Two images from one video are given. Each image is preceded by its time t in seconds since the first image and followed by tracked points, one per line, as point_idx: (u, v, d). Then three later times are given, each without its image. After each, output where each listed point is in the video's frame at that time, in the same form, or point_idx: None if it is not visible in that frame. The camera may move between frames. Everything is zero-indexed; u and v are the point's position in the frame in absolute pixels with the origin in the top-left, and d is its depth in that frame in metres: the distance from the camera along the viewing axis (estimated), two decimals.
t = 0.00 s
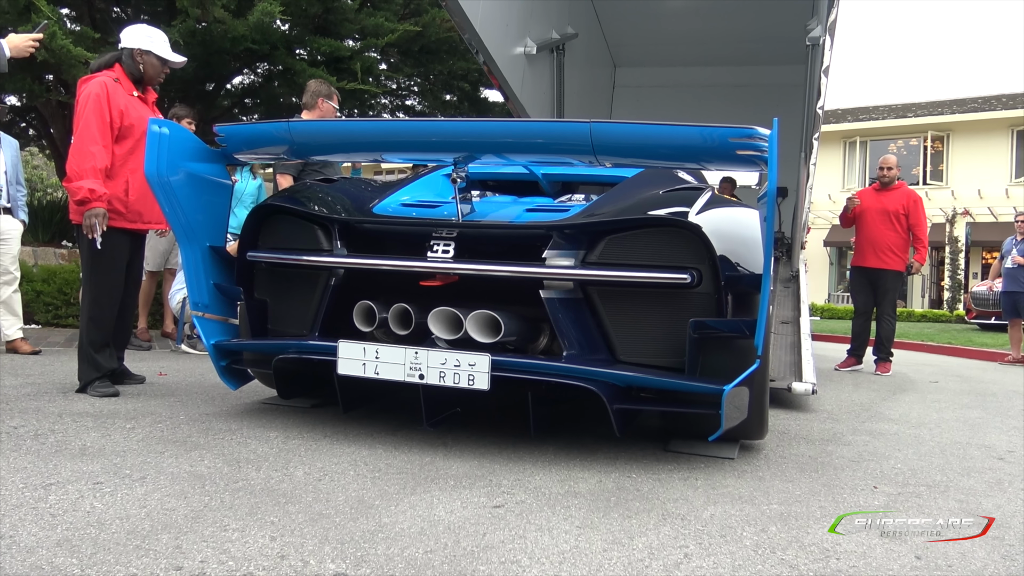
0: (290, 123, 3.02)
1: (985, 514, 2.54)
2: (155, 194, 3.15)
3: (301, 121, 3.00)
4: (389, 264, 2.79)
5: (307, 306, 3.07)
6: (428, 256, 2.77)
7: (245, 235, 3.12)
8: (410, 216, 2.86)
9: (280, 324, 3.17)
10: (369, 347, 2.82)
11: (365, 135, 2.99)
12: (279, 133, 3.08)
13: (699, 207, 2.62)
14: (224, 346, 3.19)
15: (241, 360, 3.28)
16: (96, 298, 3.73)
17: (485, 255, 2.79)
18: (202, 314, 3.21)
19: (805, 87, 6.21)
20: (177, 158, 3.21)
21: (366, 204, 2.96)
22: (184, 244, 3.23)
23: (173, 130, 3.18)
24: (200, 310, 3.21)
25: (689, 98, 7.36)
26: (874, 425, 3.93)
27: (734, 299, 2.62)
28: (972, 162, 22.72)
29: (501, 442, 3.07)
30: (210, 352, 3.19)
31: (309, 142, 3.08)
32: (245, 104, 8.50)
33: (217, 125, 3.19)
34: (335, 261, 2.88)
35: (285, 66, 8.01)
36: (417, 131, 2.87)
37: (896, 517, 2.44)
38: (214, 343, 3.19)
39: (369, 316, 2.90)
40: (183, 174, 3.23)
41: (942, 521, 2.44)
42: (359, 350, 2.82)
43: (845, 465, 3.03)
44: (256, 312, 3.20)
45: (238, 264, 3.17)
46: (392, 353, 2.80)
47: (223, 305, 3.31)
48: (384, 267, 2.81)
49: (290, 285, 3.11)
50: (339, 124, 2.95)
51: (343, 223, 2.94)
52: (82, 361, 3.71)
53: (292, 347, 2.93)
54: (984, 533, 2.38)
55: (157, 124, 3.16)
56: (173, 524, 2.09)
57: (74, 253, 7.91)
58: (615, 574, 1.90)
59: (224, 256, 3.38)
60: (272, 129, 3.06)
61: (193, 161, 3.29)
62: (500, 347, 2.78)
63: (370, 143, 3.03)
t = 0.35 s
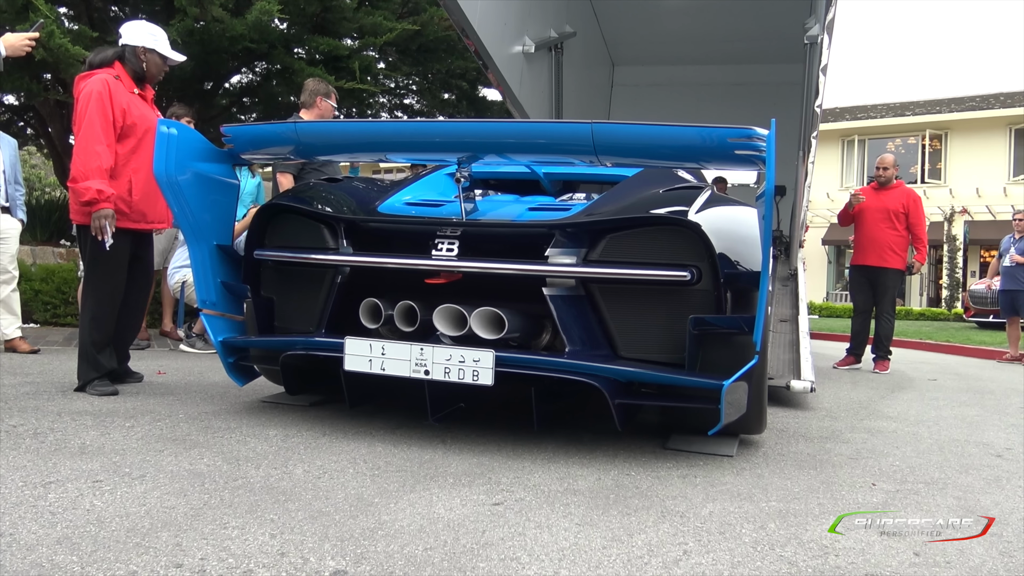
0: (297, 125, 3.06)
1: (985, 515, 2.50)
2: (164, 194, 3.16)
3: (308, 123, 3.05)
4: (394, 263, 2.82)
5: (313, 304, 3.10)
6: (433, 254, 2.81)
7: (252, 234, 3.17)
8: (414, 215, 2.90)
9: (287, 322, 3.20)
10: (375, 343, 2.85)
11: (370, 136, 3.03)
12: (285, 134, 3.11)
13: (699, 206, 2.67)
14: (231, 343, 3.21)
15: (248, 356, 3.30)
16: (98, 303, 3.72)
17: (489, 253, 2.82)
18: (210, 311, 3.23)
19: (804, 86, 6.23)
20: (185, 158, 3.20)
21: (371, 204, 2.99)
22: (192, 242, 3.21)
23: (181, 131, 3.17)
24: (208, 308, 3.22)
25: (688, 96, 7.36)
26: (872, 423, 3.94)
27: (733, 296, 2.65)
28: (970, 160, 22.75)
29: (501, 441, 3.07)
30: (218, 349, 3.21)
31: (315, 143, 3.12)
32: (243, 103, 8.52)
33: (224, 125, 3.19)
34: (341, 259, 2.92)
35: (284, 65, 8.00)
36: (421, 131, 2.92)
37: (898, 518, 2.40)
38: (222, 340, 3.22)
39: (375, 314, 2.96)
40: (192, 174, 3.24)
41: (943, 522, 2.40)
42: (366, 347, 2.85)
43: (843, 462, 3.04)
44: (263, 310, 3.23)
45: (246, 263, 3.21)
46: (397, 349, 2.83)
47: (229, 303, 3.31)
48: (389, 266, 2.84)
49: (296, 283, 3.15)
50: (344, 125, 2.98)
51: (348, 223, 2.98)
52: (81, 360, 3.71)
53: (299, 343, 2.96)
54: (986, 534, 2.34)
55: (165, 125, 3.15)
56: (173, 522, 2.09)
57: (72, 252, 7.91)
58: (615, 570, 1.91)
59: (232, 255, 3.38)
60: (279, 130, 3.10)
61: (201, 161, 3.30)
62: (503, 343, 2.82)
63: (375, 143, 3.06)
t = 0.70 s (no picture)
0: (308, 122, 3.06)
1: (984, 514, 2.51)
2: (176, 189, 3.16)
3: (318, 120, 3.05)
4: (403, 259, 2.83)
5: (322, 298, 3.11)
6: (440, 250, 2.82)
7: (262, 229, 3.18)
8: (423, 211, 2.91)
9: (296, 316, 3.20)
10: (384, 337, 2.88)
11: (378, 133, 3.04)
12: (295, 131, 3.12)
13: (703, 204, 2.69)
14: (241, 336, 3.24)
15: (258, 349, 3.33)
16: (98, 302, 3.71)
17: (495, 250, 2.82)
18: (220, 305, 3.24)
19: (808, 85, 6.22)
20: (198, 155, 3.21)
21: (379, 200, 3.01)
22: (203, 237, 3.25)
23: (194, 128, 3.17)
24: (219, 301, 3.23)
25: (691, 94, 7.35)
26: (873, 423, 3.93)
27: (735, 294, 2.68)
28: (973, 160, 22.72)
29: (502, 437, 3.07)
30: (227, 342, 3.25)
31: (325, 139, 3.13)
32: (245, 98, 8.53)
33: (235, 121, 3.24)
34: (350, 255, 2.93)
35: (287, 60, 7.99)
36: (429, 129, 2.92)
37: (898, 518, 2.39)
38: (232, 333, 3.25)
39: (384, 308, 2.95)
40: (203, 170, 3.24)
41: (941, 522, 2.40)
42: (374, 341, 2.88)
43: (844, 462, 3.04)
44: (272, 303, 3.24)
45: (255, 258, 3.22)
46: (405, 344, 2.85)
47: (239, 296, 3.35)
48: (398, 261, 2.85)
49: (304, 277, 3.16)
50: (354, 123, 2.99)
51: (357, 219, 2.99)
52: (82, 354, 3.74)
53: (308, 337, 2.99)
54: (985, 533, 2.35)
55: (178, 122, 3.15)
56: (173, 517, 2.09)
57: (74, 246, 7.91)
58: (614, 568, 1.91)
59: (242, 250, 3.41)
60: (290, 126, 3.10)
61: (212, 156, 3.29)
62: (508, 338, 2.83)
63: (383, 140, 3.07)
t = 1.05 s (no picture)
0: (313, 119, 3.07)
1: (984, 514, 2.46)
2: (183, 184, 3.19)
3: (323, 116, 3.05)
4: (406, 253, 2.84)
5: (326, 292, 3.12)
6: (443, 245, 2.83)
7: (267, 224, 3.18)
8: (425, 206, 2.92)
9: (301, 310, 3.21)
10: (388, 331, 2.88)
11: (380, 130, 3.03)
12: (300, 127, 3.12)
13: (702, 200, 2.68)
14: (247, 330, 3.24)
15: (263, 343, 3.34)
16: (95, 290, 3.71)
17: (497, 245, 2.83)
18: (227, 299, 3.26)
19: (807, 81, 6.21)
20: (203, 151, 3.24)
21: (382, 195, 3.00)
22: (209, 232, 3.26)
23: (199, 124, 3.22)
24: (224, 295, 3.25)
25: (691, 90, 7.34)
26: (871, 418, 3.94)
27: (734, 288, 2.67)
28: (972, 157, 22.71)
29: (499, 432, 3.06)
30: (234, 335, 3.25)
31: (330, 136, 3.13)
32: (243, 94, 8.49)
33: (241, 118, 3.24)
34: (354, 250, 2.94)
35: (285, 55, 7.98)
36: (430, 126, 2.92)
37: (899, 519, 2.34)
38: (238, 327, 3.25)
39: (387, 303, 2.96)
40: (208, 165, 3.26)
41: (941, 522, 2.36)
42: (378, 334, 2.88)
43: (842, 457, 3.04)
44: (276, 297, 3.24)
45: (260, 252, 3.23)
46: (409, 337, 2.86)
47: (245, 290, 3.34)
48: (402, 256, 2.86)
49: (308, 271, 3.17)
50: (357, 120, 2.99)
51: (361, 214, 3.00)
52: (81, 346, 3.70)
53: (312, 331, 3.00)
54: (985, 535, 2.29)
55: (185, 118, 3.20)
56: (169, 511, 2.08)
57: (72, 241, 7.90)
58: (611, 562, 1.91)
59: (248, 244, 3.41)
60: (294, 123, 3.10)
61: (218, 152, 3.32)
62: (510, 332, 2.84)
63: (385, 137, 3.07)
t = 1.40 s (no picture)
0: (318, 117, 3.07)
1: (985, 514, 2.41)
2: (188, 181, 3.18)
3: (328, 114, 3.05)
4: (409, 249, 2.85)
5: (331, 286, 3.13)
6: (446, 241, 2.83)
7: (271, 220, 3.16)
8: (428, 202, 2.92)
9: (306, 304, 3.21)
10: (392, 325, 2.89)
11: (383, 127, 3.03)
12: (306, 125, 3.12)
13: (700, 196, 2.68)
14: (252, 325, 3.24)
15: (269, 338, 3.33)
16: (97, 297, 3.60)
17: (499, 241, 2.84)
18: (232, 295, 3.25)
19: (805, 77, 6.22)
20: (209, 148, 3.24)
21: (386, 191, 3.00)
22: (215, 228, 3.26)
23: (206, 122, 3.21)
24: (230, 291, 3.24)
25: (689, 86, 7.34)
26: (869, 413, 3.94)
27: (733, 283, 2.68)
28: (969, 152, 22.71)
29: (498, 427, 3.06)
30: (240, 331, 3.25)
31: (334, 133, 3.13)
32: (241, 90, 8.47)
33: (245, 116, 3.24)
34: (357, 245, 2.94)
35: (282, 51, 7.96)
36: (432, 124, 2.92)
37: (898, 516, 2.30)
38: (243, 322, 3.25)
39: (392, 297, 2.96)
40: (215, 163, 3.26)
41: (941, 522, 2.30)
42: (383, 329, 2.89)
43: (840, 452, 3.04)
44: (282, 293, 3.24)
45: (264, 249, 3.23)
46: (413, 331, 2.86)
47: (249, 286, 3.35)
48: (405, 251, 2.86)
49: (313, 267, 3.17)
50: (361, 118, 3.00)
51: (365, 210, 2.99)
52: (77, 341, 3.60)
53: (316, 326, 3.00)
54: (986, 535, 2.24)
55: (190, 116, 3.17)
56: (167, 507, 2.08)
57: (69, 238, 7.88)
58: (609, 557, 1.91)
59: (252, 241, 3.41)
60: (299, 120, 3.10)
61: (223, 150, 3.32)
62: (511, 326, 2.84)
63: (387, 134, 3.07)
